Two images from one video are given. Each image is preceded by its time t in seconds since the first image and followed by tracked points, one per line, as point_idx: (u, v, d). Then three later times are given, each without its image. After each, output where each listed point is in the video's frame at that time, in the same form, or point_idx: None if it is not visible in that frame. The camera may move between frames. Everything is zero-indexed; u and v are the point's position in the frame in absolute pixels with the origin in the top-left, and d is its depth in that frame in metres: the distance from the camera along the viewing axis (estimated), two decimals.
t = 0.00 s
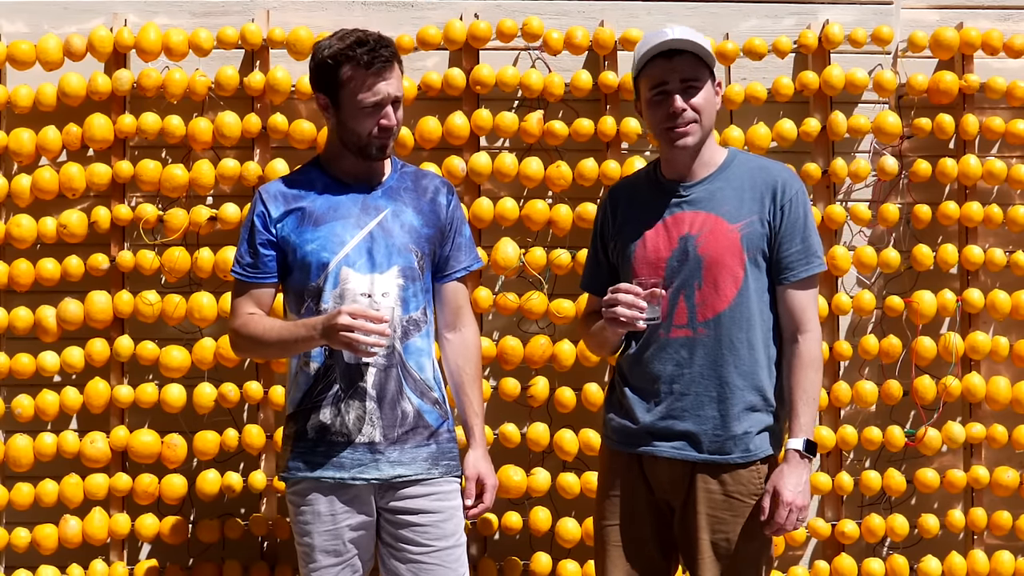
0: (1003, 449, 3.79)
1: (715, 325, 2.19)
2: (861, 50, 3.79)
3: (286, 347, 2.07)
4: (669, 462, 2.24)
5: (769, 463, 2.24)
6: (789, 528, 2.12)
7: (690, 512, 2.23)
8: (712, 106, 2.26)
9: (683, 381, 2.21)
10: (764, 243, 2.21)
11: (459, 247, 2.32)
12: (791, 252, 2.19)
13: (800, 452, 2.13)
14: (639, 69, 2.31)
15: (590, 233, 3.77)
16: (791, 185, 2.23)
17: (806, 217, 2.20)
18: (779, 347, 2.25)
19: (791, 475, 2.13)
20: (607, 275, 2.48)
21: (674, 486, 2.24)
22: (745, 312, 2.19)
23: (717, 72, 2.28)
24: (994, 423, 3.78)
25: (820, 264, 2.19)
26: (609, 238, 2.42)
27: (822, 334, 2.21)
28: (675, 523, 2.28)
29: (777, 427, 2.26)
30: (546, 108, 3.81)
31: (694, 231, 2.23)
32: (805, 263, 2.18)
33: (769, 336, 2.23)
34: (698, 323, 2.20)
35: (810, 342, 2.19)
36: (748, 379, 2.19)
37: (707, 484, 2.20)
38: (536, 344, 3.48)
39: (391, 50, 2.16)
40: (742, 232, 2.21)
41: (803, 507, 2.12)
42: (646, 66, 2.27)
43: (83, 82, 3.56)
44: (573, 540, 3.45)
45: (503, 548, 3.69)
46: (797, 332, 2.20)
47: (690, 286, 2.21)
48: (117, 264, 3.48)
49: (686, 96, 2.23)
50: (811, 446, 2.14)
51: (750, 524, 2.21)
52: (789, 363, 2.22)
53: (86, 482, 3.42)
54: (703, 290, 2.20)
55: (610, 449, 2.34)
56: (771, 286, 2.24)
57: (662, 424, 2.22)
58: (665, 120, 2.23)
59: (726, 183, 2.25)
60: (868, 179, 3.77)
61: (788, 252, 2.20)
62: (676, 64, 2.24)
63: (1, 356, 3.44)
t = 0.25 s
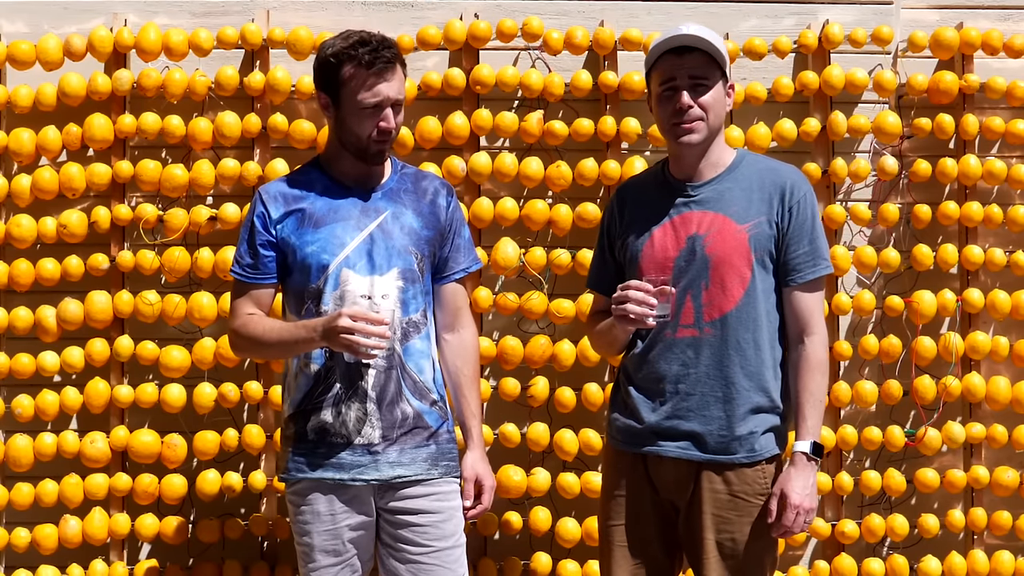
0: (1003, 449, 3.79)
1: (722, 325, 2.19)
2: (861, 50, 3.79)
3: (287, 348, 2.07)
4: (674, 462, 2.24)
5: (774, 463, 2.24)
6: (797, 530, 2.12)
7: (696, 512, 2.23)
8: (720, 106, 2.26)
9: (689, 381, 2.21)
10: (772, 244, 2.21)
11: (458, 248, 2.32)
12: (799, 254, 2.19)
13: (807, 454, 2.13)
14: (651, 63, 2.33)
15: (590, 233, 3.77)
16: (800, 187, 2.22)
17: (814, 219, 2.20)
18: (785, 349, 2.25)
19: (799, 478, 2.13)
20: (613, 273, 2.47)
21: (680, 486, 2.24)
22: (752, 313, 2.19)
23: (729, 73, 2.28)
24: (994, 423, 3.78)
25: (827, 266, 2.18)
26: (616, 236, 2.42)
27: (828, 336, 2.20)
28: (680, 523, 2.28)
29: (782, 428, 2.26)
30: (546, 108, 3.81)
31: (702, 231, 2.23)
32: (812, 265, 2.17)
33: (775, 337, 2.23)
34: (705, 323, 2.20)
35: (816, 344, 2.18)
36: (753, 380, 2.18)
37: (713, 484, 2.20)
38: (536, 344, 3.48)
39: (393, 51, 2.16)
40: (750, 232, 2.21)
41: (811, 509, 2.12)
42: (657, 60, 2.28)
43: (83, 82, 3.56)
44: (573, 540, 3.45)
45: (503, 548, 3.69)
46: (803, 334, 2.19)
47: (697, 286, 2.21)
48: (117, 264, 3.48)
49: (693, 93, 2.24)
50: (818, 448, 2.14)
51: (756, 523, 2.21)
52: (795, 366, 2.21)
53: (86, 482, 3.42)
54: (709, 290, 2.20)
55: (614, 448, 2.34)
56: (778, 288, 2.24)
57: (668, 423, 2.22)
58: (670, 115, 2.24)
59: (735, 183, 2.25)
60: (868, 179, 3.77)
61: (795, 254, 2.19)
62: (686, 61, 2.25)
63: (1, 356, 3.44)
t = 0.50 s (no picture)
0: (1003, 449, 3.79)
1: (726, 325, 2.19)
2: (861, 50, 3.79)
3: (286, 347, 2.07)
4: (676, 462, 2.24)
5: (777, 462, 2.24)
6: (800, 532, 2.12)
7: (696, 512, 2.23)
8: (725, 106, 2.26)
9: (692, 381, 2.21)
10: (777, 245, 2.21)
11: (459, 249, 2.32)
12: (804, 256, 2.19)
13: (812, 457, 2.15)
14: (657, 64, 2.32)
15: (590, 233, 3.77)
16: (806, 189, 2.22)
17: (820, 220, 2.20)
18: (788, 350, 2.25)
19: (803, 480, 2.14)
20: (618, 273, 2.47)
21: (681, 485, 2.24)
22: (756, 314, 2.19)
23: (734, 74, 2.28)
24: (994, 423, 3.78)
25: (831, 268, 2.18)
26: (621, 236, 2.42)
27: (831, 338, 2.21)
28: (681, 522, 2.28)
29: (785, 429, 2.26)
30: (546, 108, 3.81)
31: (708, 231, 2.23)
32: (817, 267, 2.17)
33: (778, 338, 2.23)
34: (709, 323, 2.20)
35: (820, 346, 2.19)
36: (757, 380, 2.18)
37: (715, 484, 2.20)
38: (536, 344, 3.48)
39: (389, 42, 2.17)
40: (755, 233, 2.21)
41: (816, 512, 2.12)
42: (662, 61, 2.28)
43: (83, 82, 3.56)
44: (573, 540, 3.45)
45: (503, 548, 3.69)
46: (806, 336, 2.20)
47: (701, 286, 2.21)
48: (117, 264, 3.48)
49: (699, 95, 2.24)
50: (822, 450, 2.16)
51: (758, 524, 2.21)
52: (800, 368, 2.21)
53: (86, 482, 3.42)
54: (714, 290, 2.20)
55: (617, 448, 2.34)
56: (782, 289, 2.24)
57: (671, 423, 2.22)
58: (676, 116, 2.24)
59: (741, 184, 2.25)
60: (868, 179, 3.77)
61: (800, 255, 2.19)
62: (692, 62, 2.25)
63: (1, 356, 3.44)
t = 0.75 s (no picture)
0: (1003, 449, 3.79)
1: (725, 325, 2.19)
2: (861, 50, 3.79)
3: (286, 344, 2.07)
4: (675, 461, 2.24)
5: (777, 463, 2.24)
6: (795, 533, 2.12)
7: (696, 512, 2.23)
8: (704, 104, 2.26)
9: (692, 380, 2.21)
10: (778, 246, 2.21)
11: (463, 246, 2.31)
12: (806, 258, 2.18)
13: (809, 458, 2.13)
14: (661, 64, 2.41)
15: (590, 233, 3.77)
16: (809, 190, 2.22)
17: (822, 222, 2.20)
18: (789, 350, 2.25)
19: (799, 481, 2.13)
20: (621, 271, 2.47)
21: (681, 485, 2.24)
22: (755, 314, 2.19)
23: (722, 71, 2.26)
24: (994, 423, 3.78)
25: (834, 271, 2.18)
26: (624, 233, 2.42)
27: (833, 340, 2.21)
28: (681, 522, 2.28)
29: (785, 430, 2.26)
30: (546, 108, 3.81)
31: (709, 231, 2.23)
32: (819, 269, 2.17)
33: (778, 338, 2.23)
34: (709, 323, 2.21)
35: (821, 348, 2.18)
36: (756, 380, 2.18)
37: (713, 484, 2.20)
38: (536, 344, 3.48)
39: (390, 48, 2.16)
40: (756, 234, 2.20)
41: (810, 514, 2.12)
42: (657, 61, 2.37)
43: (83, 82, 3.56)
44: (573, 540, 3.45)
45: (503, 548, 3.69)
46: (808, 337, 2.20)
47: (701, 286, 2.22)
48: (117, 264, 3.48)
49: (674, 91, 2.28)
50: (819, 453, 2.15)
51: (756, 524, 2.21)
52: (800, 369, 2.21)
53: (86, 482, 3.42)
54: (714, 290, 2.21)
55: (617, 446, 2.34)
56: (784, 290, 2.24)
57: (670, 422, 2.22)
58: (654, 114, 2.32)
59: (744, 184, 2.25)
60: (868, 179, 3.77)
61: (802, 257, 2.19)
62: (672, 60, 2.29)
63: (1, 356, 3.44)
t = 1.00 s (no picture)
0: (1003, 449, 3.79)
1: (725, 327, 2.19)
2: (861, 50, 3.79)
3: (285, 344, 2.07)
4: (675, 461, 2.24)
5: (777, 465, 2.22)
6: (790, 537, 2.11)
7: (694, 512, 2.23)
8: (696, 103, 2.25)
9: (692, 381, 2.21)
10: (781, 249, 2.19)
11: (467, 247, 2.33)
12: (808, 261, 2.16)
13: (805, 463, 2.13)
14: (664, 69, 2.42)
15: (590, 233, 3.77)
16: (813, 192, 2.19)
17: (826, 224, 2.16)
18: (791, 353, 2.23)
19: (795, 485, 2.12)
20: (630, 267, 2.48)
21: (680, 484, 2.24)
22: (755, 316, 2.18)
23: (713, 70, 2.25)
24: (994, 423, 3.78)
25: (837, 274, 2.15)
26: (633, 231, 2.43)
27: (836, 343, 2.18)
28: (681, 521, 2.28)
29: (787, 433, 2.24)
30: (546, 108, 3.82)
31: (711, 232, 2.23)
32: (821, 272, 2.15)
33: (780, 341, 2.21)
34: (709, 324, 2.21)
35: (823, 352, 2.16)
36: (756, 382, 2.18)
37: (712, 484, 2.20)
38: (536, 344, 3.48)
39: (397, 63, 2.12)
40: (757, 236, 2.19)
41: (805, 518, 2.10)
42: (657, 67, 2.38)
43: (83, 82, 3.56)
44: (573, 540, 3.45)
45: (503, 548, 3.69)
46: (811, 340, 2.17)
47: (702, 287, 2.22)
48: (117, 264, 3.48)
49: (668, 91, 2.28)
50: (817, 457, 2.13)
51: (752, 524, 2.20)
52: (802, 372, 2.19)
53: (86, 482, 3.42)
54: (715, 291, 2.21)
55: (619, 445, 2.36)
56: (787, 292, 2.22)
57: (670, 422, 2.23)
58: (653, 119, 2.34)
59: (748, 185, 2.24)
60: (868, 179, 3.77)
61: (805, 260, 2.16)
62: (666, 61, 2.30)
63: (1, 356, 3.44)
